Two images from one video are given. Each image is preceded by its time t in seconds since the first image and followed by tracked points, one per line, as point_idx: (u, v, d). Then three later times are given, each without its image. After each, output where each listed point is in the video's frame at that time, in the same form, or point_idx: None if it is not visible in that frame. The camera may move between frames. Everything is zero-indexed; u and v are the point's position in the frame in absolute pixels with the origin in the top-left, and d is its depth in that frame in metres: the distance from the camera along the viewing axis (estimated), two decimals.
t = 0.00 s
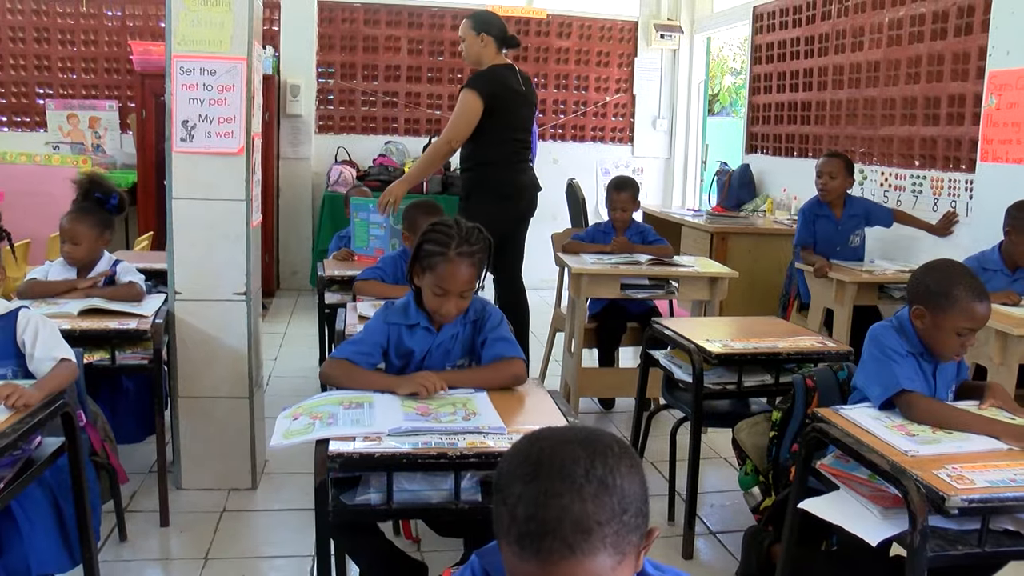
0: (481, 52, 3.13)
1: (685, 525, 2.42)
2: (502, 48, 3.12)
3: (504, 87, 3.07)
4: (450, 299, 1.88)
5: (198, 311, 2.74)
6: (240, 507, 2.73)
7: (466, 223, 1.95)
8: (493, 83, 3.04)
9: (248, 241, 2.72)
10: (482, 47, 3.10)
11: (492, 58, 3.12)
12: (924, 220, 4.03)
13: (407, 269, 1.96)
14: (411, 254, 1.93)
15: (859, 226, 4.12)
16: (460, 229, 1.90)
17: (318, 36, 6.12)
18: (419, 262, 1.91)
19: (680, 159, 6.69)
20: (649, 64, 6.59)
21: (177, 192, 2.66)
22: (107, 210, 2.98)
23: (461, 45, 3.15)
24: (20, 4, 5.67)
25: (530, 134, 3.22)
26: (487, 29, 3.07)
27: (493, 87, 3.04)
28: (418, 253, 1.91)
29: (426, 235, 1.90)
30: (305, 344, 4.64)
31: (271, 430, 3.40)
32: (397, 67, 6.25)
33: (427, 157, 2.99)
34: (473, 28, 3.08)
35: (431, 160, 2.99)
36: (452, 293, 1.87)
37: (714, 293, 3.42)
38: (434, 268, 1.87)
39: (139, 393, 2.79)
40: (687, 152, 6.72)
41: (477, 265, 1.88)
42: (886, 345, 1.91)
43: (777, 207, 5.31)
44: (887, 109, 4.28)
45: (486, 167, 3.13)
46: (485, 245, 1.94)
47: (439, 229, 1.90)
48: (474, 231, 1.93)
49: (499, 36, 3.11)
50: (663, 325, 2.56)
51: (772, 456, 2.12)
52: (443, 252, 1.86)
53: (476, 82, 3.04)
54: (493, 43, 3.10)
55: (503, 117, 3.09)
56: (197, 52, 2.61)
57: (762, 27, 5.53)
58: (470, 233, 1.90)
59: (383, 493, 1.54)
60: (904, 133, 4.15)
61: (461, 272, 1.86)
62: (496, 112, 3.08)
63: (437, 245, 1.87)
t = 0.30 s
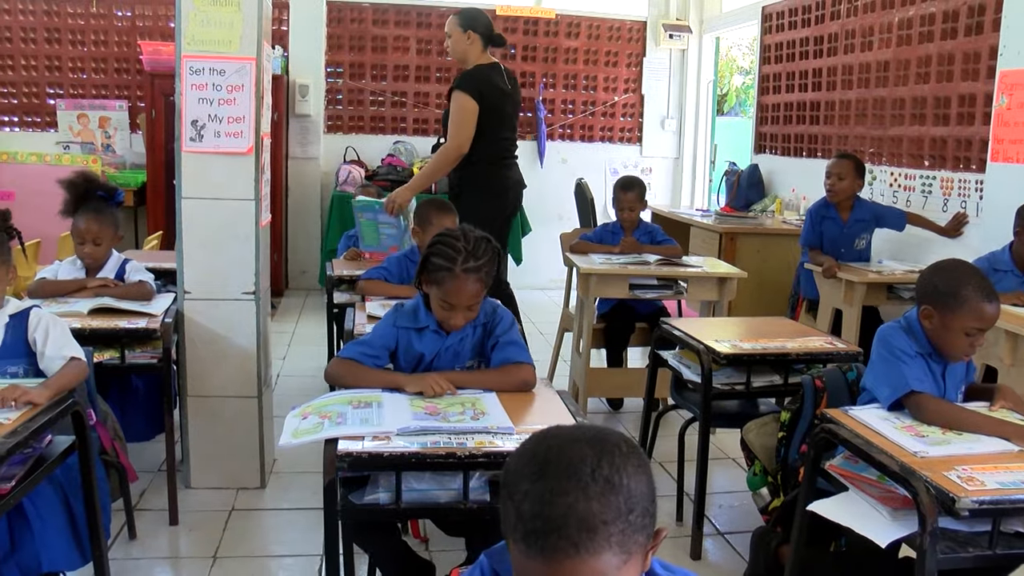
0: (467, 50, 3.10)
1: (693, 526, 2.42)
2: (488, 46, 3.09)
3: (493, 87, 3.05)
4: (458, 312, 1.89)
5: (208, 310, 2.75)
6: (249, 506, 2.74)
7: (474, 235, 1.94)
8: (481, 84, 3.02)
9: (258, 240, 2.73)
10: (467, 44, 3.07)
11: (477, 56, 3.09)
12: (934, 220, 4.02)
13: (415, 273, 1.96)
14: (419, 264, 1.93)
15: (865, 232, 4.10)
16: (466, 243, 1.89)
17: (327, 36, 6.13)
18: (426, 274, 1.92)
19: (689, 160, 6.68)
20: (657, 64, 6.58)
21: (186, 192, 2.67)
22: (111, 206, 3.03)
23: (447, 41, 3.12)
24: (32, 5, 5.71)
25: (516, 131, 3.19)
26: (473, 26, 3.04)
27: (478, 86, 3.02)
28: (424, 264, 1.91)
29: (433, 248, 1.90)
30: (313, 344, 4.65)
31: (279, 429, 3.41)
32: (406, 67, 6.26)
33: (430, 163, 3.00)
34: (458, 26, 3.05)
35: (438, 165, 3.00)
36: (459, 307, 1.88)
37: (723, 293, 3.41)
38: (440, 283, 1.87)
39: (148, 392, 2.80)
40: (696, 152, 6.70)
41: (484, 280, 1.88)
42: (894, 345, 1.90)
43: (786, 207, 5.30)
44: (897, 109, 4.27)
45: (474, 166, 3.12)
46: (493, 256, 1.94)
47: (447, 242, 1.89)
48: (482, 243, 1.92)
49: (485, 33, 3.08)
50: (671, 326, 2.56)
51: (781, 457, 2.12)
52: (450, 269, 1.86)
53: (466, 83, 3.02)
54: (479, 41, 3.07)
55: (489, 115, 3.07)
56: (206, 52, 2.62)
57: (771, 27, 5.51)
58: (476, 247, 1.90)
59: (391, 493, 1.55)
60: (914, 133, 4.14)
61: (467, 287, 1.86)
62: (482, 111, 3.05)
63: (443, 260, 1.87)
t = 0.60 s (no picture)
0: (468, 50, 3.07)
1: (711, 527, 2.41)
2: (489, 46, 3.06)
3: (499, 88, 3.04)
4: (477, 313, 1.89)
5: (226, 309, 2.77)
6: (267, 503, 2.75)
7: (495, 235, 1.94)
8: (488, 85, 3.01)
9: (277, 240, 2.75)
10: (469, 44, 3.03)
11: (479, 56, 3.07)
12: (954, 221, 3.99)
13: (435, 272, 1.97)
14: (439, 264, 1.93)
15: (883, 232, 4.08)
16: (487, 244, 1.89)
17: (345, 36, 6.16)
18: (446, 275, 1.92)
19: (707, 160, 6.66)
20: (675, 64, 6.57)
21: (206, 192, 2.69)
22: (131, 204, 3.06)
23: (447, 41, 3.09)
24: (54, 6, 5.76)
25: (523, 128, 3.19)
26: (474, 26, 3.01)
27: (483, 87, 3.01)
28: (444, 264, 1.91)
29: (453, 249, 1.90)
30: (330, 343, 4.67)
31: (297, 427, 3.43)
32: (424, 66, 6.27)
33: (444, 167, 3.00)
34: (459, 26, 3.01)
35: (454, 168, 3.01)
36: (479, 309, 1.88)
37: (741, 294, 3.40)
38: (461, 284, 1.87)
39: (167, 390, 2.82)
40: (714, 152, 6.68)
41: (504, 281, 1.88)
42: (914, 346, 1.89)
43: (804, 207, 5.27)
44: (917, 109, 4.24)
45: (484, 168, 3.12)
46: (513, 257, 1.93)
47: (467, 243, 1.89)
48: (502, 244, 1.91)
49: (486, 32, 3.05)
50: (689, 326, 2.55)
51: (799, 459, 2.11)
52: (471, 270, 1.86)
53: (473, 85, 3.01)
54: (481, 41, 3.04)
55: (498, 115, 3.07)
56: (226, 52, 2.64)
57: (790, 26, 5.48)
58: (496, 247, 1.89)
59: (409, 492, 1.55)
60: (934, 133, 4.11)
61: (488, 289, 1.87)
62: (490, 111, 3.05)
63: (463, 262, 1.87)
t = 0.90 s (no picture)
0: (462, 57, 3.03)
1: (719, 527, 2.41)
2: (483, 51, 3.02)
3: (497, 93, 3.01)
4: (486, 313, 1.90)
5: (235, 309, 2.78)
6: (275, 503, 2.76)
7: (502, 235, 1.94)
8: (486, 92, 2.98)
9: (285, 239, 2.75)
10: (463, 51, 3.00)
11: (474, 61, 3.03)
12: (963, 222, 3.98)
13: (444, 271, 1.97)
14: (447, 264, 1.94)
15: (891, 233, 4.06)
16: (494, 243, 1.89)
17: (353, 36, 6.17)
18: (454, 274, 1.92)
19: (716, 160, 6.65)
20: (683, 64, 6.56)
21: (214, 191, 2.70)
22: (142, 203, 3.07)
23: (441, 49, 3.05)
24: (64, 7, 5.79)
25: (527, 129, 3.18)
26: (467, 33, 2.97)
27: (481, 94, 2.98)
28: (452, 264, 1.91)
29: (460, 248, 1.90)
30: (339, 343, 4.68)
31: (305, 427, 3.44)
32: (432, 67, 6.27)
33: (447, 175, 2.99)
34: (453, 34, 2.98)
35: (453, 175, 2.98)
36: (487, 308, 1.89)
37: (749, 294, 3.39)
38: (468, 284, 1.88)
39: (176, 389, 2.83)
40: (722, 152, 6.67)
41: (512, 279, 1.88)
42: (924, 347, 1.88)
43: (813, 207, 5.27)
44: (926, 109, 4.22)
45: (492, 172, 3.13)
46: (520, 256, 1.93)
47: (474, 242, 1.90)
48: (509, 243, 1.92)
49: (479, 38, 3.01)
50: (698, 326, 2.55)
51: (808, 459, 2.10)
52: (477, 270, 1.86)
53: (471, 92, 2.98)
54: (475, 47, 3.01)
55: (501, 117, 3.06)
56: (235, 52, 2.64)
57: (798, 27, 5.47)
58: (504, 247, 1.89)
59: (417, 492, 1.55)
60: (944, 133, 4.09)
61: (495, 288, 1.87)
62: (492, 115, 3.03)
63: (470, 261, 1.87)
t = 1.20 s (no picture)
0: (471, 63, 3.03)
1: (735, 529, 2.40)
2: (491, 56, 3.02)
3: (509, 97, 3.01)
4: (504, 316, 1.90)
5: (252, 308, 2.80)
6: (291, 502, 2.77)
7: (520, 238, 1.95)
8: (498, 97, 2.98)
9: (302, 239, 2.77)
10: (471, 57, 3.00)
11: (483, 67, 3.03)
12: (982, 223, 3.94)
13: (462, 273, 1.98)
14: (465, 267, 1.94)
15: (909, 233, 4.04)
16: (511, 247, 1.89)
17: (370, 36, 6.19)
18: (472, 277, 1.92)
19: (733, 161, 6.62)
20: (700, 64, 6.54)
21: (233, 191, 2.72)
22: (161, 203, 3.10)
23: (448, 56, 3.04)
24: (85, 9, 5.84)
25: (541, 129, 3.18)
26: (473, 39, 2.97)
27: (493, 99, 2.98)
28: (470, 267, 1.92)
29: (478, 252, 1.90)
30: (355, 343, 4.69)
31: (321, 426, 3.45)
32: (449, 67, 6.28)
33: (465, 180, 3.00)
34: (460, 41, 2.97)
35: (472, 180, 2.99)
36: (505, 312, 1.89)
37: (767, 295, 3.38)
38: (486, 288, 1.88)
39: (193, 387, 2.85)
40: (739, 153, 6.65)
41: (529, 284, 1.88)
42: (949, 349, 1.87)
43: (831, 208, 5.25)
44: (945, 109, 4.19)
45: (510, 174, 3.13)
46: (537, 258, 1.94)
47: (492, 246, 1.90)
48: (527, 246, 1.92)
49: (486, 43, 3.01)
50: (715, 327, 2.54)
51: (825, 461, 2.09)
52: (495, 275, 1.86)
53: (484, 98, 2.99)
54: (483, 52, 3.00)
55: (516, 119, 3.06)
56: (253, 52, 2.66)
57: (816, 27, 5.44)
58: (521, 251, 1.89)
59: (434, 492, 1.56)
60: (963, 134, 4.06)
61: (513, 292, 1.87)
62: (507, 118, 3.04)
63: (488, 266, 1.87)
